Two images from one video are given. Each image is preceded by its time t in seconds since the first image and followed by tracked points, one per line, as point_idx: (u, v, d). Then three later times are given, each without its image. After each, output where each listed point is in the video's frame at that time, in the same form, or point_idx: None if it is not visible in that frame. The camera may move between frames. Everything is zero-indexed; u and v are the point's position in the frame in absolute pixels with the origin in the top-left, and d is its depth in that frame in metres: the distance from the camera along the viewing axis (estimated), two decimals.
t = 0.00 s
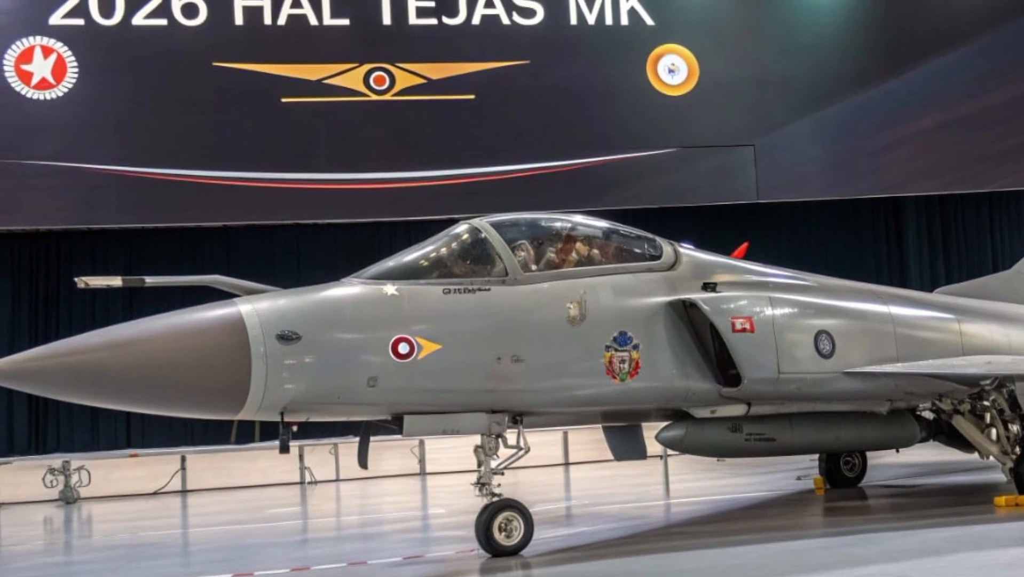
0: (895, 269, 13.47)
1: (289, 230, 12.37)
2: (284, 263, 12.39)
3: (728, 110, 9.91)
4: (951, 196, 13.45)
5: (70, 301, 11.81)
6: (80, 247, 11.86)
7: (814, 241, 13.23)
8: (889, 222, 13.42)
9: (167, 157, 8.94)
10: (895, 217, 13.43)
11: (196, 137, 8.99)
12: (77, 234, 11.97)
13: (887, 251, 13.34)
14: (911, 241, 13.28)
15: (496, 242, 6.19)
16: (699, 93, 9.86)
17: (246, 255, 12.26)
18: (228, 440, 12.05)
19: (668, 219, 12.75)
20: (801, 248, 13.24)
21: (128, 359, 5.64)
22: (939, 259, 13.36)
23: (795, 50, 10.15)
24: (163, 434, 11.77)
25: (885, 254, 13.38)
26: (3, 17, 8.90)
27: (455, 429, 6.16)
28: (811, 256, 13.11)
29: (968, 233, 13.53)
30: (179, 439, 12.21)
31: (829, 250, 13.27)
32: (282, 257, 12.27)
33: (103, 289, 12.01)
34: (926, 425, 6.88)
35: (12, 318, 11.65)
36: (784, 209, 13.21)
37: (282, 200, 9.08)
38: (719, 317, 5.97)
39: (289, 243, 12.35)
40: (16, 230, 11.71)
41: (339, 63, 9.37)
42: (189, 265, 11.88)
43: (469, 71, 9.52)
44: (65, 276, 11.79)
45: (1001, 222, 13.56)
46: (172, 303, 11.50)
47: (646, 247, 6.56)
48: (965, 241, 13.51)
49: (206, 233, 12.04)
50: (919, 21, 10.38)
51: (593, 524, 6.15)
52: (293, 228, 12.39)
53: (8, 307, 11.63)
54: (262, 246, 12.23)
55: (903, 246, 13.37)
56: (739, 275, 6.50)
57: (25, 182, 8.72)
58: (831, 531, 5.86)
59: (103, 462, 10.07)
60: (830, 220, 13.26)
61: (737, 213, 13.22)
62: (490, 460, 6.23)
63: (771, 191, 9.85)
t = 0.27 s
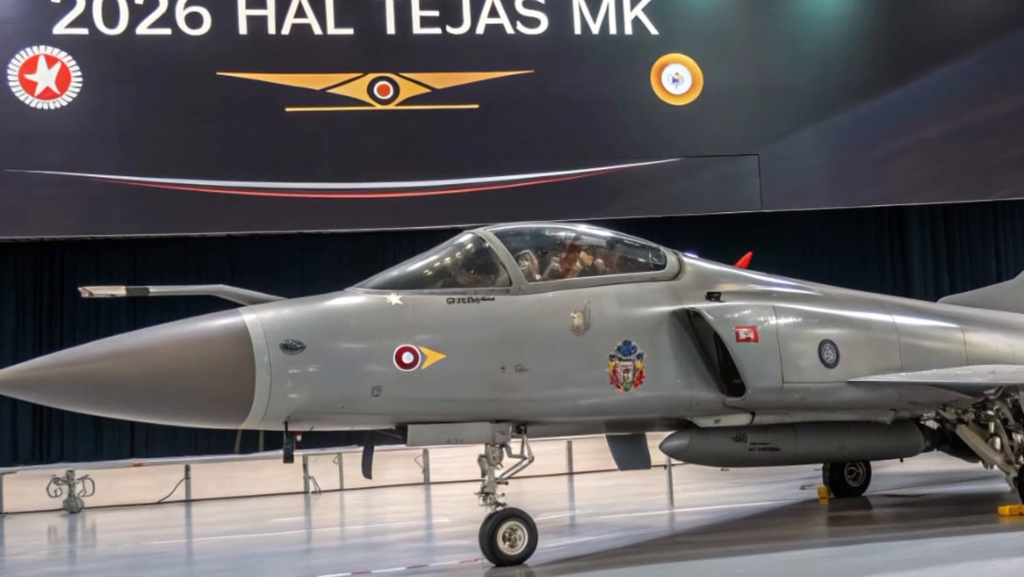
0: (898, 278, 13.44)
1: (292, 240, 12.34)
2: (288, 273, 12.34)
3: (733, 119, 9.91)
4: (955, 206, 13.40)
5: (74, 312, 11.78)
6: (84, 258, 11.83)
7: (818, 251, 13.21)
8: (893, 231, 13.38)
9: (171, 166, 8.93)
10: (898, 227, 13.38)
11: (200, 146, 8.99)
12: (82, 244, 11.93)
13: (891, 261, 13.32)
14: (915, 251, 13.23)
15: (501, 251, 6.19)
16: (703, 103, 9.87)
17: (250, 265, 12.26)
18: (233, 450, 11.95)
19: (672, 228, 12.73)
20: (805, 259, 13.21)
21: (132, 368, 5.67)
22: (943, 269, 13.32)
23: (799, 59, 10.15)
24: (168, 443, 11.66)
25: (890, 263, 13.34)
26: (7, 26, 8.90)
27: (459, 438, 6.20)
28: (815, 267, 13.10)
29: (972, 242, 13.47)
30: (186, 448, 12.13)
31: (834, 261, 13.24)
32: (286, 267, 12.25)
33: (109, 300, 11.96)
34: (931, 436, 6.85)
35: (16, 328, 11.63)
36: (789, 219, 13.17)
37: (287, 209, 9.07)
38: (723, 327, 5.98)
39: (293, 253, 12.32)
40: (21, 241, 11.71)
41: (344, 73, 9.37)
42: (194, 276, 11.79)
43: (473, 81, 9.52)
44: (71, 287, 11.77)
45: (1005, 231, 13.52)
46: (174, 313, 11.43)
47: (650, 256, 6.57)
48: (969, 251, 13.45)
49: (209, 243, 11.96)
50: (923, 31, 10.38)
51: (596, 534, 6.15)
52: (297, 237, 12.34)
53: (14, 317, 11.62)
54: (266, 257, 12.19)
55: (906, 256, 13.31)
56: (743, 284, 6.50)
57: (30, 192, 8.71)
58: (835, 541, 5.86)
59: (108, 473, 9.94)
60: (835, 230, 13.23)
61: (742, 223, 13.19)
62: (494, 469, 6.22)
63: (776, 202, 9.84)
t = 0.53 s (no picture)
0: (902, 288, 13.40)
1: (296, 249, 12.28)
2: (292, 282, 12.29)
3: (737, 129, 9.92)
4: (959, 215, 13.36)
5: (78, 321, 11.67)
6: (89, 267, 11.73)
7: (821, 260, 13.16)
8: (897, 240, 13.33)
9: (176, 176, 8.91)
10: (903, 236, 13.34)
11: (205, 156, 8.98)
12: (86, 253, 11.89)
13: (895, 270, 13.26)
14: (919, 261, 13.18)
15: (505, 260, 6.20)
16: (707, 113, 9.88)
17: (253, 274, 12.18)
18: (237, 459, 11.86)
19: (675, 240, 12.67)
20: (809, 268, 13.16)
21: (135, 377, 5.70)
22: (947, 279, 13.27)
23: (802, 69, 10.16)
24: (172, 452, 11.46)
25: (894, 274, 13.28)
26: (12, 35, 8.89)
27: (463, 447, 6.18)
28: (819, 276, 13.05)
29: (976, 252, 13.42)
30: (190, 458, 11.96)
31: (837, 270, 13.22)
32: (290, 277, 12.17)
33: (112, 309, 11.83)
34: (936, 445, 6.85)
35: (20, 337, 11.52)
36: (793, 228, 13.13)
37: (291, 219, 9.04)
38: (728, 336, 5.99)
39: (298, 263, 12.25)
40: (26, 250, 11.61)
41: (348, 82, 9.37)
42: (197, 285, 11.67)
43: (477, 90, 9.54)
44: (76, 296, 11.65)
45: (1008, 240, 13.49)
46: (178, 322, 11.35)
47: (654, 265, 6.57)
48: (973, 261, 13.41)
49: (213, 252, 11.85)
50: (926, 40, 10.39)
51: (601, 543, 6.14)
52: (301, 247, 12.27)
53: (18, 327, 11.50)
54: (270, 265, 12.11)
55: (910, 264, 13.26)
56: (747, 294, 6.50)
57: (34, 201, 8.68)
58: (839, 550, 5.84)
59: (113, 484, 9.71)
60: (838, 239, 13.18)
61: (746, 232, 13.10)
62: (499, 478, 6.21)
63: (781, 211, 9.82)
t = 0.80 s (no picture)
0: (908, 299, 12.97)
1: (299, 258, 11.92)
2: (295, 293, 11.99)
3: (742, 139, 9.92)
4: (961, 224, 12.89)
5: (82, 332, 11.32)
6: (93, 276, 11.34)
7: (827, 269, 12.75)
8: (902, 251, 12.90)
9: (179, 186, 8.92)
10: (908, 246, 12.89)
11: (208, 165, 8.98)
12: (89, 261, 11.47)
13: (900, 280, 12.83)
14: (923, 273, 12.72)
15: (509, 270, 6.19)
16: (711, 122, 9.88)
17: (256, 284, 11.78)
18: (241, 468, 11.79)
19: (679, 248, 12.32)
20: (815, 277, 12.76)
21: (139, 387, 5.71)
22: (950, 289, 12.77)
23: (806, 78, 10.15)
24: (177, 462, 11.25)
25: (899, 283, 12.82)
26: (15, 45, 8.88)
27: (467, 457, 6.18)
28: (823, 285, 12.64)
29: (981, 260, 12.93)
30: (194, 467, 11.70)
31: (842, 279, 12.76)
32: (294, 286, 11.79)
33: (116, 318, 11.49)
34: (939, 455, 6.86)
35: (23, 348, 11.14)
36: (796, 236, 12.69)
37: (294, 228, 9.04)
38: (732, 346, 5.99)
39: (301, 271, 11.87)
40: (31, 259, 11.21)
41: (352, 91, 9.36)
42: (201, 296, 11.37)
43: (481, 100, 9.53)
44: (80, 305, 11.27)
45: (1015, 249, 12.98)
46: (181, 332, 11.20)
47: (658, 275, 6.56)
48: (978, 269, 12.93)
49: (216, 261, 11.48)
50: (931, 49, 10.39)
51: (604, 553, 6.13)
52: (304, 256, 11.88)
53: (21, 336, 11.14)
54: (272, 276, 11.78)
55: (915, 274, 12.81)
56: (751, 303, 6.49)
57: (38, 211, 8.69)
58: (843, 559, 5.84)
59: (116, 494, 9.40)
60: (845, 249, 12.75)
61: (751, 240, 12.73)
62: (502, 488, 6.22)
63: (785, 221, 9.81)
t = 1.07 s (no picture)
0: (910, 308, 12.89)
1: (305, 268, 11.89)
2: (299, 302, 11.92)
3: (746, 149, 9.92)
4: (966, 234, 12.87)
5: (86, 341, 11.33)
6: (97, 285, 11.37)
7: (830, 278, 12.71)
8: (904, 260, 12.85)
9: (183, 195, 8.91)
10: (910, 255, 12.85)
11: (212, 175, 8.98)
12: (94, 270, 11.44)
13: (903, 289, 12.77)
14: (927, 279, 12.68)
15: (513, 279, 6.19)
16: (715, 132, 9.88)
17: (261, 293, 11.76)
18: (244, 478, 11.73)
19: (683, 257, 12.26)
20: (817, 287, 12.70)
21: (143, 397, 5.71)
22: (955, 298, 12.77)
23: (810, 87, 10.16)
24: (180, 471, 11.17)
25: (902, 293, 12.79)
26: (20, 55, 8.89)
27: (471, 467, 6.17)
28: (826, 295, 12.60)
29: (984, 270, 12.95)
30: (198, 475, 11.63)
31: (844, 288, 12.72)
32: (298, 295, 11.76)
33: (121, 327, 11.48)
34: (943, 464, 6.85)
35: (29, 357, 11.17)
36: (800, 246, 12.67)
37: (298, 237, 9.03)
38: (736, 355, 6.00)
39: (306, 281, 11.85)
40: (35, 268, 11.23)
41: (356, 101, 9.37)
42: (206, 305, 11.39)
43: (485, 109, 9.53)
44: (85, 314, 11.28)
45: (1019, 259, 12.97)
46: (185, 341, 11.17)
47: (662, 284, 6.57)
48: (981, 278, 12.95)
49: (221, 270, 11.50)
50: (935, 59, 10.40)
51: (608, 562, 6.11)
52: (309, 266, 11.90)
53: (25, 345, 11.15)
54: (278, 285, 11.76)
55: (918, 282, 12.76)
56: (755, 313, 6.50)
57: (42, 221, 8.68)
58: (847, 569, 5.82)
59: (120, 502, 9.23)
60: (847, 258, 12.71)
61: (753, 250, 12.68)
62: (506, 497, 6.22)
63: (789, 229, 9.78)
